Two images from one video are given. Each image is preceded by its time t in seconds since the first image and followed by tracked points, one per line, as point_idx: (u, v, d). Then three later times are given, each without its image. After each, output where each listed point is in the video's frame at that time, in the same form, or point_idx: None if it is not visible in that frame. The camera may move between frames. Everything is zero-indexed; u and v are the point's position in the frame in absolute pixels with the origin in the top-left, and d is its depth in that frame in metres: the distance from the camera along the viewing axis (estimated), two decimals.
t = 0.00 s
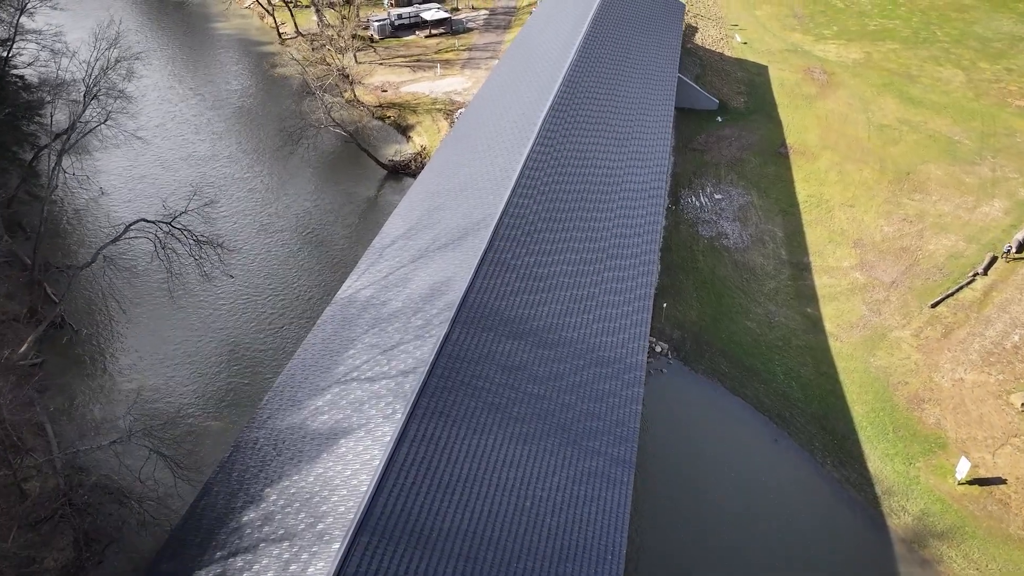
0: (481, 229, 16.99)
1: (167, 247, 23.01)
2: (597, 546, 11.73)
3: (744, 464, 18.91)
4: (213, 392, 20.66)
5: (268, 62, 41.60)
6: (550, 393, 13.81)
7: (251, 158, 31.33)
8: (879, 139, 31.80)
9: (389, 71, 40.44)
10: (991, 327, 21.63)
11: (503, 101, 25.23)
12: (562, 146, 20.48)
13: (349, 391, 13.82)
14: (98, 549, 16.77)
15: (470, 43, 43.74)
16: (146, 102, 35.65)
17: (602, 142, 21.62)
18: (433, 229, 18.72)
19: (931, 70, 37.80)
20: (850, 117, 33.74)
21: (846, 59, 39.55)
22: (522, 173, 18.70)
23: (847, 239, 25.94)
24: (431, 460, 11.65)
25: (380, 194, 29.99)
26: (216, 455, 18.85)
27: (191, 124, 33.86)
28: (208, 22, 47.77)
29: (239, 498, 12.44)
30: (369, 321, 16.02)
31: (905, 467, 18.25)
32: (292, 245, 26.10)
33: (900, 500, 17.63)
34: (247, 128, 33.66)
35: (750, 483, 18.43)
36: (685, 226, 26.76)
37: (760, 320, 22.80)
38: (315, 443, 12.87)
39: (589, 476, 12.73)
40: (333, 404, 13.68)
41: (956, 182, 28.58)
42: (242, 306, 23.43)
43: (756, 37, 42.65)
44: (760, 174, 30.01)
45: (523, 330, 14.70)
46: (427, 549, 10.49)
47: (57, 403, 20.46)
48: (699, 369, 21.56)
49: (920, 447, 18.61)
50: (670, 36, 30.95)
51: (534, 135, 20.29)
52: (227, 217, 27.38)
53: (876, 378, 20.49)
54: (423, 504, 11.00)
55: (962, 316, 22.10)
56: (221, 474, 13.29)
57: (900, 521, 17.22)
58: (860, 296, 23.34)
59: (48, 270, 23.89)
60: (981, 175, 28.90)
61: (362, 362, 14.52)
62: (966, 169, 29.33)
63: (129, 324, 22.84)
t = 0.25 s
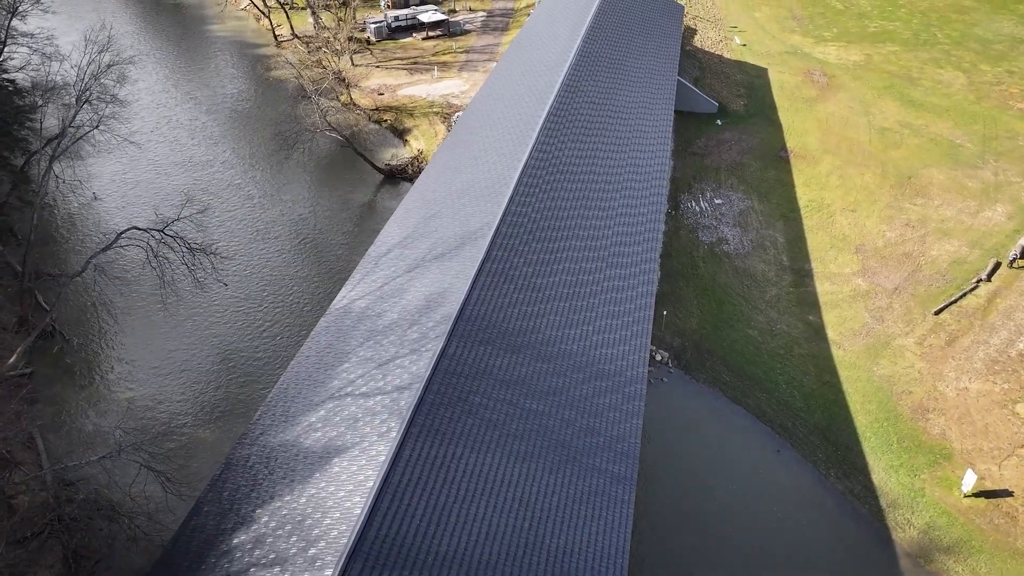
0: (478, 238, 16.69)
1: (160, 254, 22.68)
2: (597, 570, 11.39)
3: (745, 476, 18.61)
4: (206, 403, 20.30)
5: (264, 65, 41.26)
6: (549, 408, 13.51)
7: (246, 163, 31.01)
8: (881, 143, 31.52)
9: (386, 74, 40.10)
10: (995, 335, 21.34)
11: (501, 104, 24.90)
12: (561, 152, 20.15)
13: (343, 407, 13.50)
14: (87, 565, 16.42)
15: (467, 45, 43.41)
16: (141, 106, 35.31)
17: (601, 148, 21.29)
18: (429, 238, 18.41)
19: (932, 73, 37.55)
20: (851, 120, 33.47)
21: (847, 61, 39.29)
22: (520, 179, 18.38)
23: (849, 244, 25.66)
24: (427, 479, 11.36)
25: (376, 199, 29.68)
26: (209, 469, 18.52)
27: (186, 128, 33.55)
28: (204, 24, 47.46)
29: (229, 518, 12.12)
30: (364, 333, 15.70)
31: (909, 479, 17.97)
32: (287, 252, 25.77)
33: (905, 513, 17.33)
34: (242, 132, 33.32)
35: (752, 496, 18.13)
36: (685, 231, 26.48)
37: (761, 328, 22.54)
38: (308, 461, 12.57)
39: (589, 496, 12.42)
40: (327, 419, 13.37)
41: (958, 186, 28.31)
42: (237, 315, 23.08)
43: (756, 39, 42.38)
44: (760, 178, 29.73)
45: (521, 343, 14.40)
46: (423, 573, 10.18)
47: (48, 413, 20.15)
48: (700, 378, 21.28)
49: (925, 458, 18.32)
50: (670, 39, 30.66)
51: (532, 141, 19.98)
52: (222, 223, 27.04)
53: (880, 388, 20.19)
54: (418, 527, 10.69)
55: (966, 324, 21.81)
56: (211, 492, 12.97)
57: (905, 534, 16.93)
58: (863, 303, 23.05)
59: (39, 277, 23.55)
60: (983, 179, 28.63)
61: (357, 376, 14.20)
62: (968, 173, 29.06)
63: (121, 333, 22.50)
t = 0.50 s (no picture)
0: (475, 248, 16.41)
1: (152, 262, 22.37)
2: None
3: (747, 487, 18.33)
4: (198, 416, 19.96)
5: (259, 68, 40.90)
6: (548, 424, 13.23)
7: (240, 167, 30.67)
8: (881, 146, 31.25)
9: (383, 77, 39.76)
10: (1000, 342, 21.05)
11: (497, 109, 24.60)
12: (558, 159, 19.86)
13: (337, 424, 13.21)
14: None
15: (464, 47, 43.09)
16: (134, 111, 34.96)
17: (599, 154, 20.99)
18: (425, 247, 18.10)
19: (932, 75, 37.30)
20: (851, 123, 33.21)
21: (846, 63, 39.04)
22: (518, 187, 18.10)
23: (850, 250, 25.39)
24: (422, 501, 11.08)
25: (372, 204, 29.35)
26: (201, 484, 18.21)
27: (180, 133, 33.19)
28: (199, 27, 47.12)
29: (218, 540, 11.82)
30: (359, 346, 15.40)
31: (914, 491, 17.70)
32: (282, 259, 25.45)
33: (910, 526, 17.06)
34: (236, 137, 32.97)
35: (754, 508, 17.84)
36: (685, 237, 26.19)
37: (763, 336, 22.28)
38: (301, 481, 12.28)
39: (589, 515, 12.12)
40: (321, 437, 13.08)
41: (960, 191, 28.05)
42: (230, 324, 22.73)
43: (755, 40, 42.13)
44: (760, 182, 29.46)
45: (519, 357, 14.12)
46: None
47: (37, 425, 19.80)
48: (700, 387, 21.02)
49: (930, 469, 18.05)
50: (669, 42, 30.40)
51: (530, 147, 19.69)
52: (215, 230, 26.68)
53: (883, 397, 19.93)
54: (413, 551, 10.41)
55: (970, 331, 21.52)
56: (200, 512, 12.64)
57: (910, 548, 16.65)
58: (865, 310, 22.77)
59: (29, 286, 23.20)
60: (985, 183, 28.36)
61: (351, 391, 13.90)
62: (970, 177, 28.79)
63: (112, 343, 22.16)
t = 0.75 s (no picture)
0: (471, 259, 16.10)
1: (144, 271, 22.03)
2: None
3: (749, 499, 18.05)
4: (191, 430, 19.71)
5: (254, 70, 40.57)
6: (546, 441, 12.91)
7: (234, 173, 30.33)
8: (882, 149, 30.99)
9: (379, 80, 39.42)
10: (1003, 350, 20.77)
11: (494, 114, 24.29)
12: (557, 165, 19.54)
13: (330, 442, 12.91)
14: None
15: (461, 50, 42.76)
16: (127, 115, 34.59)
17: (598, 160, 20.68)
18: (421, 256, 17.80)
19: (932, 77, 37.04)
20: (851, 126, 32.95)
21: (845, 65, 38.79)
22: (515, 195, 17.78)
23: (851, 255, 25.13)
24: (417, 523, 10.76)
25: (367, 209, 29.03)
26: (193, 501, 17.90)
27: (173, 137, 32.84)
28: (193, 29, 46.78)
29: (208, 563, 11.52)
30: (352, 360, 15.11)
31: (918, 503, 17.41)
32: (276, 266, 25.13)
33: (915, 539, 16.79)
34: (230, 141, 32.64)
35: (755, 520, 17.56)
36: (684, 242, 25.91)
37: (763, 344, 22.00)
38: (292, 502, 11.99)
39: (589, 536, 11.79)
40: (314, 456, 12.79)
41: (961, 195, 27.77)
42: (224, 335, 22.44)
43: (753, 42, 41.87)
44: (760, 187, 29.19)
45: (517, 371, 13.81)
46: None
47: (25, 438, 19.46)
48: (700, 396, 20.73)
49: (934, 481, 17.77)
50: (667, 45, 30.12)
51: (527, 153, 19.39)
52: (208, 237, 26.32)
53: (886, 406, 19.65)
54: None
55: (973, 338, 21.23)
56: (190, 532, 12.33)
57: (915, 561, 16.38)
58: (867, 317, 22.50)
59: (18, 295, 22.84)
60: (986, 187, 28.09)
61: (345, 408, 13.60)
62: (971, 181, 28.52)
63: (104, 355, 21.86)
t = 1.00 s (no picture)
0: (467, 270, 15.82)
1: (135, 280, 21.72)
2: None
3: (751, 511, 17.75)
4: (183, 444, 19.43)
5: (248, 73, 40.19)
6: (545, 459, 12.63)
7: (228, 178, 29.97)
8: (882, 153, 30.72)
9: (374, 82, 39.05)
10: (1008, 358, 20.49)
11: (491, 119, 24.00)
12: (554, 172, 19.24)
13: (323, 461, 12.63)
14: None
15: (457, 52, 42.40)
16: (119, 120, 34.20)
17: (596, 167, 20.38)
18: (416, 266, 17.52)
19: (931, 79, 36.80)
20: (850, 128, 32.69)
21: (844, 67, 38.54)
22: (512, 203, 17.48)
23: (852, 261, 24.86)
24: (413, 547, 10.46)
25: (362, 215, 28.69)
26: (185, 517, 17.59)
27: (166, 141, 32.46)
28: (187, 31, 46.38)
29: None
30: (346, 374, 14.80)
31: (923, 516, 17.14)
32: (270, 274, 24.82)
33: (920, 553, 16.51)
34: (223, 146, 32.26)
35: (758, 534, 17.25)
36: (683, 248, 25.61)
37: (764, 352, 21.71)
38: (284, 525, 11.69)
39: (589, 558, 11.49)
40: (306, 476, 12.49)
41: (962, 199, 27.50)
42: (217, 346, 22.15)
43: (751, 44, 41.60)
44: (759, 191, 28.92)
45: (514, 387, 13.54)
46: None
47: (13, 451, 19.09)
48: (701, 405, 20.43)
49: (939, 493, 17.50)
50: (665, 48, 29.83)
51: (524, 160, 19.10)
52: (201, 244, 25.97)
53: (889, 416, 19.37)
54: None
55: (976, 346, 20.95)
56: (178, 554, 12.01)
57: None
58: (869, 325, 22.22)
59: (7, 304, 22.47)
60: (988, 191, 27.82)
61: (338, 425, 13.31)
62: (972, 185, 28.25)
63: (95, 366, 21.55)
